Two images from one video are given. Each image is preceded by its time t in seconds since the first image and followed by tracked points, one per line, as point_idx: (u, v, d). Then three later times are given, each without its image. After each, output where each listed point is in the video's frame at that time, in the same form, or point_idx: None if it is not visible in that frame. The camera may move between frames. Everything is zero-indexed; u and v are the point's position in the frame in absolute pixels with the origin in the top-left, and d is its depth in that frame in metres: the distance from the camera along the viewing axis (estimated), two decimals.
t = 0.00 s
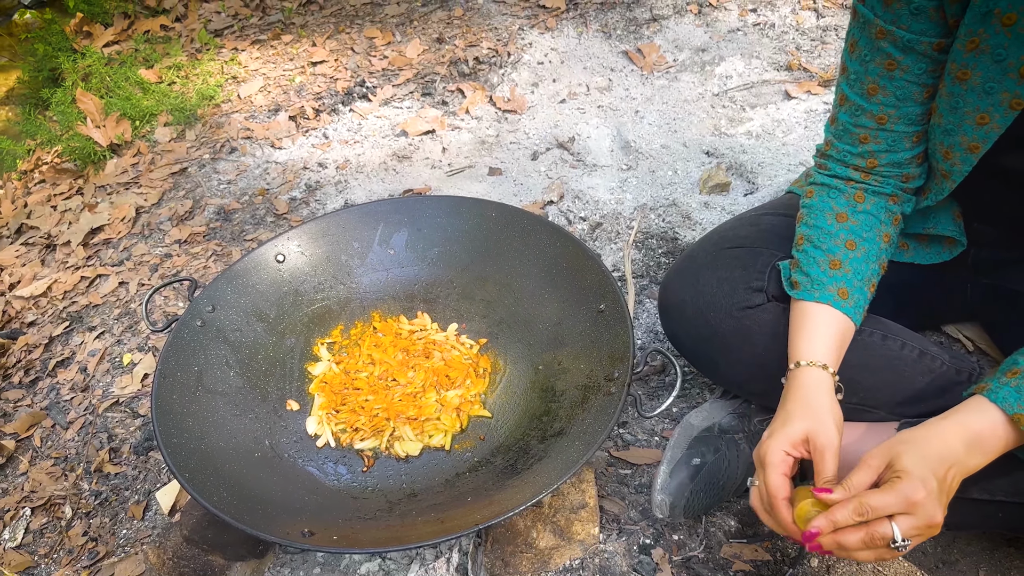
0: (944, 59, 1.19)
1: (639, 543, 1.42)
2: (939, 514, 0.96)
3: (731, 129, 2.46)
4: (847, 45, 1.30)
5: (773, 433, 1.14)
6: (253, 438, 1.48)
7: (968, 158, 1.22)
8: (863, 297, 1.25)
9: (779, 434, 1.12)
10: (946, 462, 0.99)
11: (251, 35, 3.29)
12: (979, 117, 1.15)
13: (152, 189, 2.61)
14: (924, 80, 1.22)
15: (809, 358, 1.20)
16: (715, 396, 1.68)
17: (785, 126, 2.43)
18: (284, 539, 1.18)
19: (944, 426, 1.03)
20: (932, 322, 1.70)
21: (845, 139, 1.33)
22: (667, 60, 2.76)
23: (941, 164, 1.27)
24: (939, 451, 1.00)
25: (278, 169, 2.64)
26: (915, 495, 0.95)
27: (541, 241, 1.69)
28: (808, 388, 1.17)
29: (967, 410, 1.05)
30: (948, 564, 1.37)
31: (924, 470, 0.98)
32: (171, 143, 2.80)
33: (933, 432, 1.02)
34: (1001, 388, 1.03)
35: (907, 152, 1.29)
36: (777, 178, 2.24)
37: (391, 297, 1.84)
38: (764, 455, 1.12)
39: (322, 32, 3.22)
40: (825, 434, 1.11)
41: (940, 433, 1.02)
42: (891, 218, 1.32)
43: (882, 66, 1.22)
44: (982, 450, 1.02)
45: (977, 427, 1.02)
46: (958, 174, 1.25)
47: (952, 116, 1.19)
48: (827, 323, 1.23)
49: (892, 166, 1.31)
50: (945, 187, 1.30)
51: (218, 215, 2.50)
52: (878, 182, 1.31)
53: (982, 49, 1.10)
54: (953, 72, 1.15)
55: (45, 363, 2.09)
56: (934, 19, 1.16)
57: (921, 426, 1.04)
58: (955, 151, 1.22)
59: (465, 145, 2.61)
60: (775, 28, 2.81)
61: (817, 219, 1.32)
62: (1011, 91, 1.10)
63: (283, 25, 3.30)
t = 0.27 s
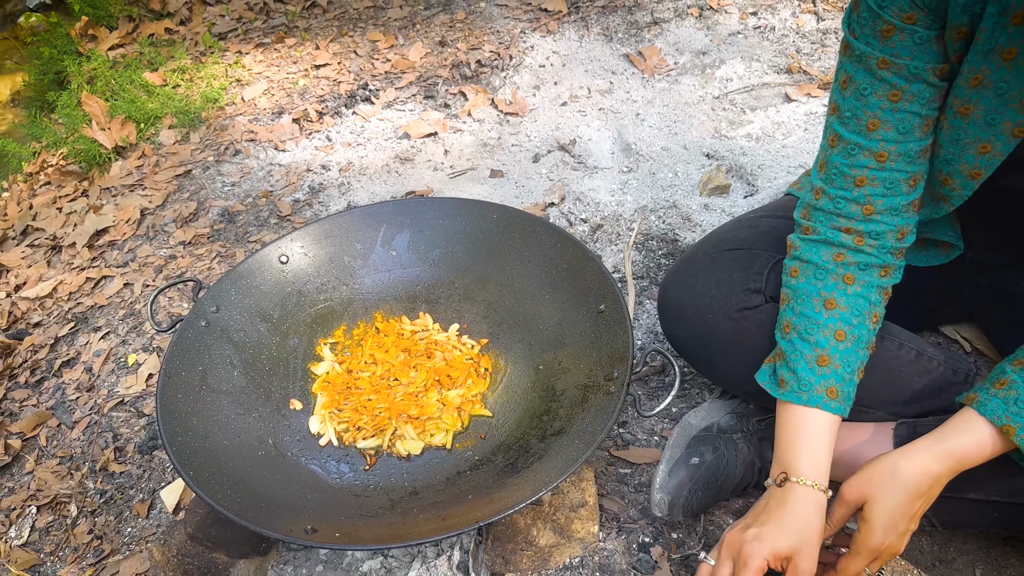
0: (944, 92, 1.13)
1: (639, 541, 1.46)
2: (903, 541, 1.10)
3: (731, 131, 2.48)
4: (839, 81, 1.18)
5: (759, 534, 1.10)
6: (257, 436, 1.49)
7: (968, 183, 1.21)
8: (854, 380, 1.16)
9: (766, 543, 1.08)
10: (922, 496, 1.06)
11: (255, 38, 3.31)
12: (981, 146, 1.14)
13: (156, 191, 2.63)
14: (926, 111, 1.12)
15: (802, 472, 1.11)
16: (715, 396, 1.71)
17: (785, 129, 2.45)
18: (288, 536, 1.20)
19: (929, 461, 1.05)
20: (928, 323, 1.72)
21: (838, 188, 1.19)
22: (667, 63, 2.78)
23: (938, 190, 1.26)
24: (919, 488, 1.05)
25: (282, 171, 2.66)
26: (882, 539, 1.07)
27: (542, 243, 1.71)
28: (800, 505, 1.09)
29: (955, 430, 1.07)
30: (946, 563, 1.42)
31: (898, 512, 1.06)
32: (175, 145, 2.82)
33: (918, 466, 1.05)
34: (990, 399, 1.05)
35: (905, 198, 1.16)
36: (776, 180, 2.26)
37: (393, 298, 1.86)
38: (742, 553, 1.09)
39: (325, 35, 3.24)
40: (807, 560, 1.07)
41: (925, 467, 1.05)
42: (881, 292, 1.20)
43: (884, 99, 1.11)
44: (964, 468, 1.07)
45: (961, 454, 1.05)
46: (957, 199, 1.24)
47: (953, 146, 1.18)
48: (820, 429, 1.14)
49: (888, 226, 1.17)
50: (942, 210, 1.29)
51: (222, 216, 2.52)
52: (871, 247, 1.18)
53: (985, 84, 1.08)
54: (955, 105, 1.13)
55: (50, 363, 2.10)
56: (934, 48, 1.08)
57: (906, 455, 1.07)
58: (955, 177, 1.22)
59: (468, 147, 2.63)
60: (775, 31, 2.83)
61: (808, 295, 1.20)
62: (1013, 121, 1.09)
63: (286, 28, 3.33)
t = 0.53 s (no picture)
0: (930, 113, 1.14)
1: (639, 539, 1.47)
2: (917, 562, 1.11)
3: (732, 132, 2.48)
4: (826, 103, 1.20)
5: (771, 550, 1.11)
6: (259, 434, 1.49)
7: (960, 198, 1.23)
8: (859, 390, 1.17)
9: (783, 565, 1.08)
10: (927, 518, 1.08)
11: (258, 39, 3.33)
12: (970, 164, 1.16)
13: (159, 191, 2.64)
14: (914, 132, 1.13)
15: (814, 491, 1.12)
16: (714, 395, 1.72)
17: (785, 129, 2.46)
18: (290, 532, 1.20)
19: (931, 485, 1.06)
20: (926, 323, 1.73)
21: (830, 210, 1.20)
22: (668, 64, 2.79)
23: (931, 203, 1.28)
24: (924, 512, 1.06)
25: (284, 171, 2.67)
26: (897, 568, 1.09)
27: (542, 243, 1.72)
28: (815, 529, 1.10)
29: (952, 449, 1.07)
30: (943, 560, 1.47)
31: (909, 540, 1.07)
32: (178, 146, 2.84)
33: (920, 491, 1.06)
34: (986, 408, 1.05)
35: (897, 217, 1.17)
36: (776, 181, 2.27)
37: (395, 297, 1.87)
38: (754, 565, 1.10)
39: (328, 37, 3.26)
40: None
41: (928, 491, 1.06)
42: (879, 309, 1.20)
43: (871, 122, 1.12)
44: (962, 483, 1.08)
45: (961, 474, 1.06)
46: (949, 211, 1.26)
47: (943, 164, 1.19)
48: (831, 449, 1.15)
49: (881, 245, 1.18)
50: (935, 220, 1.31)
51: (225, 217, 2.52)
52: (867, 266, 1.18)
53: (971, 106, 1.09)
54: (943, 126, 1.14)
55: (53, 363, 2.09)
56: (919, 72, 1.09)
57: (907, 482, 1.07)
58: (946, 192, 1.23)
59: (469, 147, 2.64)
60: (775, 32, 2.84)
61: (807, 313, 1.20)
62: (1001, 140, 1.10)
63: (289, 29, 3.35)
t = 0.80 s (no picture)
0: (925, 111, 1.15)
1: (639, 536, 1.48)
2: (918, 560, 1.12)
3: (732, 132, 2.49)
4: (823, 103, 1.22)
5: (789, 547, 1.10)
6: (261, 432, 1.50)
7: (955, 198, 1.23)
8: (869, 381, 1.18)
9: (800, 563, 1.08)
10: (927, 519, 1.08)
11: (260, 40, 3.34)
12: (965, 162, 1.16)
13: (161, 191, 2.65)
14: (911, 130, 1.14)
15: (829, 481, 1.12)
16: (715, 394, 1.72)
17: (786, 129, 2.46)
18: (292, 529, 1.21)
19: (930, 488, 1.06)
20: (927, 321, 1.74)
21: (831, 207, 1.21)
22: (669, 64, 2.79)
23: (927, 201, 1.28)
24: (923, 514, 1.07)
25: (286, 171, 2.68)
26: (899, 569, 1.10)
27: (543, 241, 1.72)
28: (829, 521, 1.09)
29: (949, 452, 1.07)
30: (943, 557, 1.47)
31: (909, 541, 1.08)
32: (180, 146, 2.85)
33: (919, 495, 1.06)
34: (983, 407, 1.05)
35: (896, 213, 1.18)
36: (777, 180, 2.28)
37: (396, 296, 1.87)
38: (772, 564, 1.10)
39: (329, 38, 3.27)
40: None
41: (927, 494, 1.06)
42: (883, 301, 1.21)
43: (867, 120, 1.14)
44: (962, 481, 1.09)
45: (959, 476, 1.06)
46: (945, 209, 1.26)
47: (938, 162, 1.19)
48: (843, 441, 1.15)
49: (881, 241, 1.19)
50: (932, 218, 1.31)
51: (227, 217, 2.53)
52: (870, 260, 1.20)
53: (965, 104, 1.10)
54: (937, 124, 1.14)
55: (56, 362, 2.09)
56: (912, 70, 1.11)
57: (906, 487, 1.07)
58: (943, 190, 1.23)
59: (470, 147, 2.65)
60: (776, 32, 2.84)
61: (815, 308, 1.21)
62: (995, 137, 1.10)
63: (291, 30, 3.36)
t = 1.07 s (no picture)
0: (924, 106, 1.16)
1: (639, 535, 1.48)
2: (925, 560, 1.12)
3: (732, 132, 2.49)
4: (822, 97, 1.23)
5: (790, 537, 1.10)
6: (261, 431, 1.50)
7: (954, 193, 1.24)
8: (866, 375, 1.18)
9: (797, 552, 1.08)
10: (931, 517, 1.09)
11: (260, 40, 3.34)
12: (963, 158, 1.17)
13: (161, 192, 2.65)
14: (910, 125, 1.16)
15: (826, 470, 1.12)
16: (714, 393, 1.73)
17: (785, 129, 2.46)
18: (293, 528, 1.22)
19: (931, 488, 1.06)
20: (926, 320, 1.74)
21: (830, 200, 1.22)
22: (669, 64, 2.79)
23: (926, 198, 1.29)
24: (926, 515, 1.07)
25: (286, 172, 2.68)
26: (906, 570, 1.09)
27: (542, 241, 1.73)
28: (829, 512, 1.10)
29: (950, 452, 1.07)
30: (943, 555, 1.48)
31: (917, 542, 1.08)
32: (181, 146, 2.85)
33: (921, 496, 1.06)
34: (983, 406, 1.06)
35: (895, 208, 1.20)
36: (776, 180, 2.28)
37: (396, 296, 1.88)
38: (774, 556, 1.09)
39: (329, 38, 3.27)
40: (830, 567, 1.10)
41: (929, 495, 1.06)
42: (882, 295, 1.22)
43: (866, 115, 1.15)
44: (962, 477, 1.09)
45: (960, 475, 1.06)
46: (944, 205, 1.27)
47: (936, 158, 1.20)
48: (842, 430, 1.15)
49: (881, 235, 1.20)
50: (930, 215, 1.32)
51: (227, 217, 2.53)
52: (869, 253, 1.20)
53: (963, 99, 1.11)
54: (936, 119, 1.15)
55: (57, 362, 2.09)
56: (911, 66, 1.12)
57: (908, 488, 1.07)
58: (941, 186, 1.24)
59: (470, 148, 2.65)
60: (775, 32, 2.85)
61: (812, 301, 1.21)
62: (993, 134, 1.11)
63: (291, 31, 3.36)
